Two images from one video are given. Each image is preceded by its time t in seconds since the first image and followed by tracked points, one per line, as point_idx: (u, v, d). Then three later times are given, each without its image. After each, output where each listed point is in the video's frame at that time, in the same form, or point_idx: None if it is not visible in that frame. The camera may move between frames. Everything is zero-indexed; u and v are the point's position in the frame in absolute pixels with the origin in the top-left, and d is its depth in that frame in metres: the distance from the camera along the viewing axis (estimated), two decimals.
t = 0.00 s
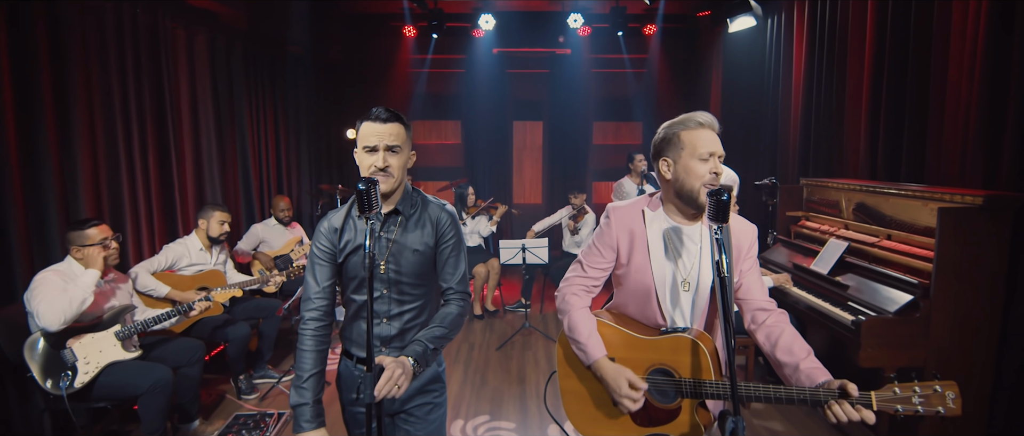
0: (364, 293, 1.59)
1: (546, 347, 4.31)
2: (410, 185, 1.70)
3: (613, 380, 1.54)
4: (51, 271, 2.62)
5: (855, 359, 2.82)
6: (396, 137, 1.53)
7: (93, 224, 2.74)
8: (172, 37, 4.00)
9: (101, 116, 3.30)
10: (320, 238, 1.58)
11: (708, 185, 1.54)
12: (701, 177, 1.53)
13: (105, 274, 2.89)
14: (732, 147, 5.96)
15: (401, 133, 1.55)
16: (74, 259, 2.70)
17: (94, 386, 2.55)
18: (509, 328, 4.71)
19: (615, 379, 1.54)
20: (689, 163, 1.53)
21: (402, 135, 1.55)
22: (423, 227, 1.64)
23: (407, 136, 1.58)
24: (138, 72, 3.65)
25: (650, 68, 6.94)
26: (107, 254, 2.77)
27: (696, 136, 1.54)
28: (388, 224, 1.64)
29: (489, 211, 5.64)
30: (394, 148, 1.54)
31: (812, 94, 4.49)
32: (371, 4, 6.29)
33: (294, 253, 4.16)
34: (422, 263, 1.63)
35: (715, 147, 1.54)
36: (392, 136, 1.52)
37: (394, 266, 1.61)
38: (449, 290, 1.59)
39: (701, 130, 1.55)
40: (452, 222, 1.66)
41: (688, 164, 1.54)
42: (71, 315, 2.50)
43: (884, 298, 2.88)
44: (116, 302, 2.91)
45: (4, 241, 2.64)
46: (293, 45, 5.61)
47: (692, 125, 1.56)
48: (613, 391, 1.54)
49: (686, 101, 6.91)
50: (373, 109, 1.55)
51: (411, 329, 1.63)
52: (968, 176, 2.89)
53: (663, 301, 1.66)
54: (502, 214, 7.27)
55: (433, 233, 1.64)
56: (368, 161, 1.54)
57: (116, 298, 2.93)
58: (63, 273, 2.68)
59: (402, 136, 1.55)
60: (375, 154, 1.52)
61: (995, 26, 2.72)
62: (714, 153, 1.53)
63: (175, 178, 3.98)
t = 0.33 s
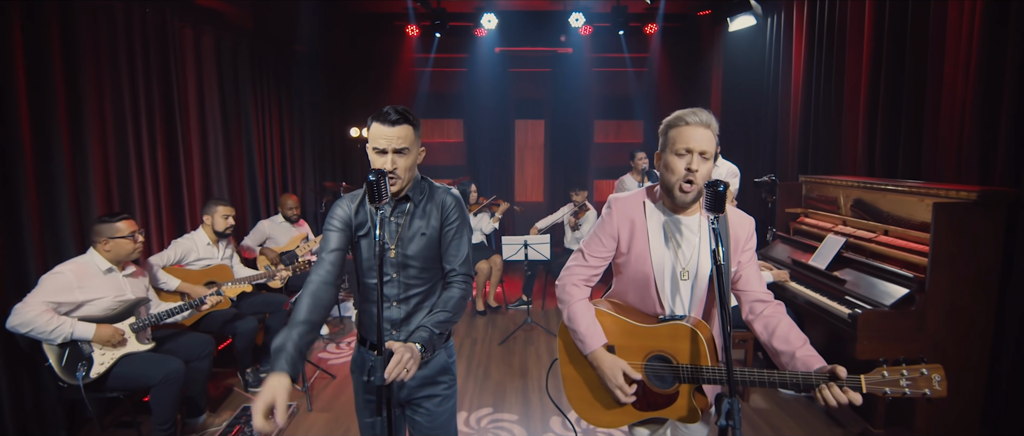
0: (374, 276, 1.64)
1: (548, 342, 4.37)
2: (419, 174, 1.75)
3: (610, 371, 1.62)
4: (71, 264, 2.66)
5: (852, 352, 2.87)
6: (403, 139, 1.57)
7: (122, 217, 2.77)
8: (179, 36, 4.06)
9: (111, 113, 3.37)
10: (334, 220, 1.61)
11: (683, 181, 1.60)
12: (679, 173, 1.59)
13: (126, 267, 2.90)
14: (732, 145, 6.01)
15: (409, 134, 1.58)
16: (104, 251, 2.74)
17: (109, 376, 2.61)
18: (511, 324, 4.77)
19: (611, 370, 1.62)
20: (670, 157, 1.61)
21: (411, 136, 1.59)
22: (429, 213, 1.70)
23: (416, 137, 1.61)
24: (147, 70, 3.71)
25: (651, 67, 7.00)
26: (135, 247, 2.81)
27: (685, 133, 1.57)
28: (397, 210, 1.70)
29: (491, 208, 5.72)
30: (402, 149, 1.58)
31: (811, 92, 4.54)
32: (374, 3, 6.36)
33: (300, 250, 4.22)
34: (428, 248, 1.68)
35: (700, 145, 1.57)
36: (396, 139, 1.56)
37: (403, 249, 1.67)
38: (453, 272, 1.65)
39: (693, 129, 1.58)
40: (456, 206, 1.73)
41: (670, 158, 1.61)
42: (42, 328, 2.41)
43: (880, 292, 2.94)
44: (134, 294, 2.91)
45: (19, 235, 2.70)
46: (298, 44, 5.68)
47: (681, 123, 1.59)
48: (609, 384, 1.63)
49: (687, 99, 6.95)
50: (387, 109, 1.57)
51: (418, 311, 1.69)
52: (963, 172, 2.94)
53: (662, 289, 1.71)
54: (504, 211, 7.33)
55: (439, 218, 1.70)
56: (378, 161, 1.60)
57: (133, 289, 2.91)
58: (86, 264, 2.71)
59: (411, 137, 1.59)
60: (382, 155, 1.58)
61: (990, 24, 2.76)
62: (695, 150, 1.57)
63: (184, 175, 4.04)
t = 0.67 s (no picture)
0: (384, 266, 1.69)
1: (549, 337, 4.43)
2: (428, 169, 1.80)
3: (612, 362, 1.66)
4: (89, 255, 2.72)
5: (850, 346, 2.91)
6: (413, 141, 1.60)
7: (146, 214, 2.83)
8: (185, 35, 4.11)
9: (118, 111, 3.41)
10: (347, 210, 1.70)
11: (693, 173, 1.63)
12: (689, 165, 1.62)
13: (140, 261, 2.93)
14: (732, 142, 6.05)
15: (418, 135, 1.61)
16: (126, 245, 2.78)
17: (120, 368, 2.66)
18: (513, 319, 4.82)
19: (614, 360, 1.66)
20: (677, 151, 1.63)
21: (420, 137, 1.62)
22: (437, 205, 1.74)
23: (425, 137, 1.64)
24: (153, 68, 3.76)
25: (652, 65, 7.04)
26: (155, 243, 2.87)
27: (689, 127, 1.61)
28: (406, 202, 1.75)
29: (496, 207, 5.80)
30: (411, 150, 1.61)
31: (811, 89, 4.57)
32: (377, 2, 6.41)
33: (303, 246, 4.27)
34: (437, 238, 1.72)
35: (704, 137, 1.62)
36: (406, 140, 1.59)
37: (413, 238, 1.71)
38: (460, 259, 1.70)
39: (694, 122, 1.62)
40: (462, 197, 1.77)
41: (677, 153, 1.63)
42: (56, 320, 2.45)
43: (877, 286, 2.97)
44: (147, 287, 2.95)
45: (30, 229, 2.75)
46: (301, 43, 5.74)
47: (682, 117, 1.63)
48: (613, 373, 1.67)
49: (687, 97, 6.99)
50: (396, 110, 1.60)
51: (429, 301, 1.72)
52: (960, 169, 2.98)
53: (663, 281, 1.74)
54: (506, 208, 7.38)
55: (447, 209, 1.75)
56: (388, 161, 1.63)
57: (146, 283, 2.95)
58: (103, 257, 2.76)
59: (419, 138, 1.62)
60: (394, 156, 1.61)
61: (986, 22, 2.80)
62: (702, 142, 1.61)
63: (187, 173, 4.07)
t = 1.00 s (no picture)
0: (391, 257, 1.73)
1: (549, 333, 4.47)
2: (435, 163, 1.84)
3: (611, 352, 1.69)
4: (99, 249, 2.75)
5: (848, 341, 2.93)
6: (419, 132, 1.63)
7: (157, 209, 2.91)
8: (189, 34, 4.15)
9: (123, 109, 3.45)
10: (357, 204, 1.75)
11: (684, 160, 1.66)
12: (680, 154, 1.66)
13: (149, 255, 2.99)
14: (731, 140, 6.08)
15: (424, 127, 1.64)
16: (140, 239, 2.84)
17: (126, 361, 2.69)
18: (513, 316, 4.85)
19: (613, 351, 1.69)
20: (671, 140, 1.67)
21: (426, 129, 1.65)
22: (444, 197, 1.78)
23: (431, 128, 1.67)
24: (158, 66, 3.80)
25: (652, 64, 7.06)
26: (166, 238, 2.95)
27: (686, 119, 1.65)
28: (415, 195, 1.78)
29: (499, 207, 5.87)
30: (417, 142, 1.64)
31: (809, 88, 4.61)
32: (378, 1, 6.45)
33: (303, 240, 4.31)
34: (443, 230, 1.76)
35: (699, 128, 1.65)
36: (413, 132, 1.62)
37: (420, 229, 1.75)
38: (465, 249, 1.73)
39: (693, 115, 1.66)
40: (468, 190, 1.80)
41: (671, 143, 1.67)
42: (67, 312, 2.48)
43: (874, 281, 3.00)
44: (155, 281, 3.00)
45: (37, 223, 2.78)
46: (303, 41, 5.78)
47: (681, 110, 1.67)
48: (613, 363, 1.70)
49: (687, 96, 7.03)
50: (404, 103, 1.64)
51: (435, 292, 1.75)
52: (957, 166, 3.00)
53: (662, 271, 1.78)
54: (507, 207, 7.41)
55: (453, 201, 1.78)
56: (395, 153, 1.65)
57: (153, 278, 3.00)
58: (113, 251, 2.80)
59: (425, 131, 1.65)
60: (401, 146, 1.63)
61: (983, 20, 2.82)
62: (697, 133, 1.64)
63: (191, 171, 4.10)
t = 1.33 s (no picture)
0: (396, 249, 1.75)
1: (549, 329, 4.50)
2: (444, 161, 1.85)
3: (609, 336, 1.71)
4: (104, 243, 2.78)
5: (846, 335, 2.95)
6: (428, 138, 1.66)
7: (162, 205, 2.94)
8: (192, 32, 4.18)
9: (126, 106, 3.48)
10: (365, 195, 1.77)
11: (681, 151, 1.69)
12: (678, 143, 1.68)
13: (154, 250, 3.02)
14: (732, 138, 6.11)
15: (432, 132, 1.67)
16: (145, 233, 2.87)
17: (130, 354, 2.71)
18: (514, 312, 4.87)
19: (611, 335, 1.71)
20: (671, 130, 1.70)
21: (434, 133, 1.67)
22: (450, 191, 1.82)
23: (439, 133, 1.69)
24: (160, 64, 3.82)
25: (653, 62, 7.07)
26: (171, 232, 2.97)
27: (686, 110, 1.67)
28: (421, 189, 1.81)
29: (501, 204, 5.90)
30: (425, 147, 1.67)
31: (808, 87, 4.63)
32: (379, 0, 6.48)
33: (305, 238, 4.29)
34: (449, 221, 1.79)
35: (699, 120, 1.67)
36: (422, 138, 1.65)
37: (425, 221, 1.78)
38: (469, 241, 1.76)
39: (694, 107, 1.68)
40: (474, 184, 1.84)
41: (671, 133, 1.69)
42: (71, 305, 2.51)
43: (871, 274, 3.03)
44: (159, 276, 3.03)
45: (41, 219, 2.81)
46: (304, 39, 5.80)
47: (683, 101, 1.69)
48: (609, 347, 1.72)
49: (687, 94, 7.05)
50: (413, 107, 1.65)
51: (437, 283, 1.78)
52: (953, 162, 3.03)
53: (659, 260, 1.80)
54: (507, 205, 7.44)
55: (459, 194, 1.81)
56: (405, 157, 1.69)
57: (157, 273, 3.03)
58: (118, 245, 2.84)
59: (433, 134, 1.67)
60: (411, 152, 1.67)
61: (979, 17, 2.84)
62: (696, 124, 1.66)
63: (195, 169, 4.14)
